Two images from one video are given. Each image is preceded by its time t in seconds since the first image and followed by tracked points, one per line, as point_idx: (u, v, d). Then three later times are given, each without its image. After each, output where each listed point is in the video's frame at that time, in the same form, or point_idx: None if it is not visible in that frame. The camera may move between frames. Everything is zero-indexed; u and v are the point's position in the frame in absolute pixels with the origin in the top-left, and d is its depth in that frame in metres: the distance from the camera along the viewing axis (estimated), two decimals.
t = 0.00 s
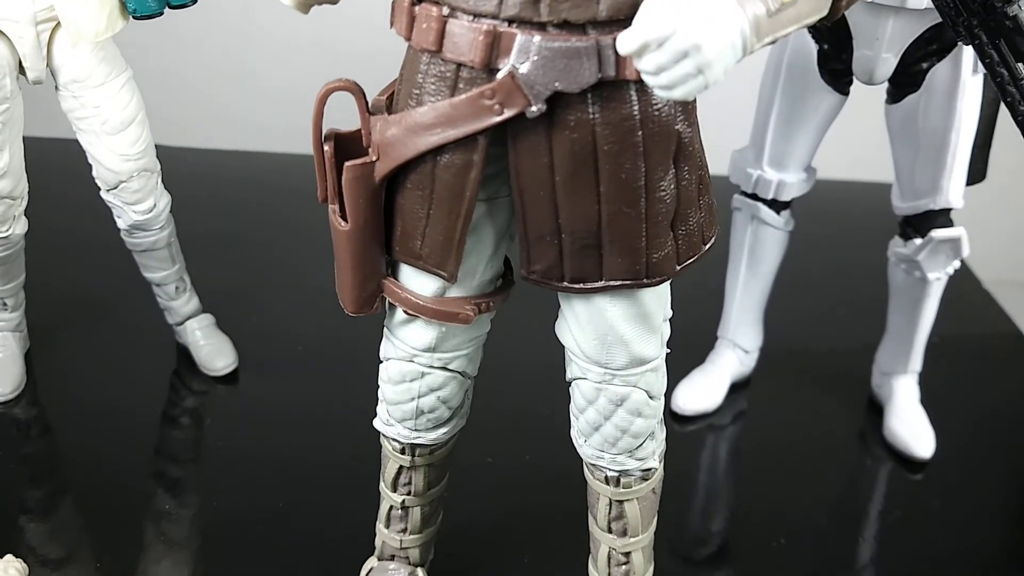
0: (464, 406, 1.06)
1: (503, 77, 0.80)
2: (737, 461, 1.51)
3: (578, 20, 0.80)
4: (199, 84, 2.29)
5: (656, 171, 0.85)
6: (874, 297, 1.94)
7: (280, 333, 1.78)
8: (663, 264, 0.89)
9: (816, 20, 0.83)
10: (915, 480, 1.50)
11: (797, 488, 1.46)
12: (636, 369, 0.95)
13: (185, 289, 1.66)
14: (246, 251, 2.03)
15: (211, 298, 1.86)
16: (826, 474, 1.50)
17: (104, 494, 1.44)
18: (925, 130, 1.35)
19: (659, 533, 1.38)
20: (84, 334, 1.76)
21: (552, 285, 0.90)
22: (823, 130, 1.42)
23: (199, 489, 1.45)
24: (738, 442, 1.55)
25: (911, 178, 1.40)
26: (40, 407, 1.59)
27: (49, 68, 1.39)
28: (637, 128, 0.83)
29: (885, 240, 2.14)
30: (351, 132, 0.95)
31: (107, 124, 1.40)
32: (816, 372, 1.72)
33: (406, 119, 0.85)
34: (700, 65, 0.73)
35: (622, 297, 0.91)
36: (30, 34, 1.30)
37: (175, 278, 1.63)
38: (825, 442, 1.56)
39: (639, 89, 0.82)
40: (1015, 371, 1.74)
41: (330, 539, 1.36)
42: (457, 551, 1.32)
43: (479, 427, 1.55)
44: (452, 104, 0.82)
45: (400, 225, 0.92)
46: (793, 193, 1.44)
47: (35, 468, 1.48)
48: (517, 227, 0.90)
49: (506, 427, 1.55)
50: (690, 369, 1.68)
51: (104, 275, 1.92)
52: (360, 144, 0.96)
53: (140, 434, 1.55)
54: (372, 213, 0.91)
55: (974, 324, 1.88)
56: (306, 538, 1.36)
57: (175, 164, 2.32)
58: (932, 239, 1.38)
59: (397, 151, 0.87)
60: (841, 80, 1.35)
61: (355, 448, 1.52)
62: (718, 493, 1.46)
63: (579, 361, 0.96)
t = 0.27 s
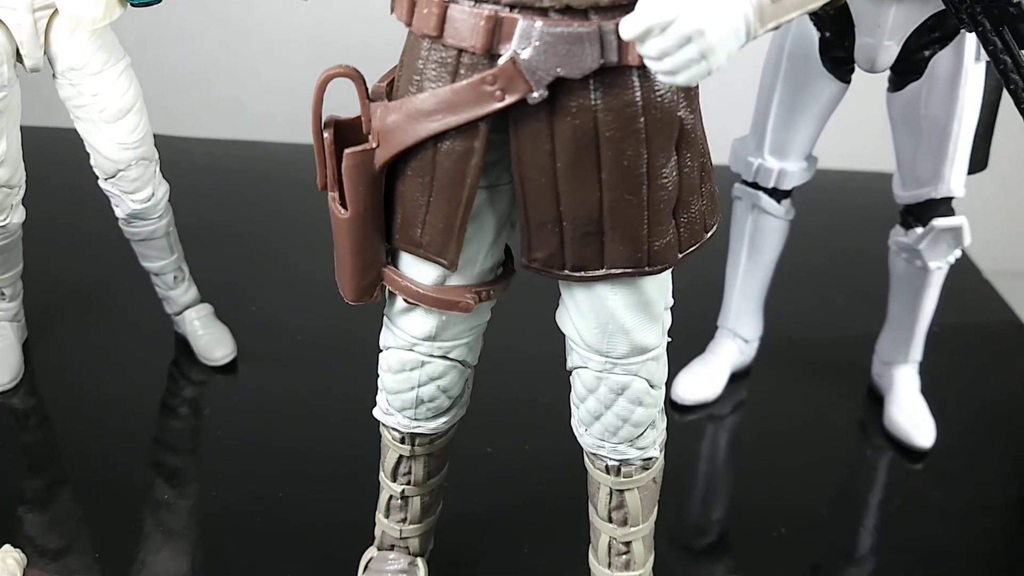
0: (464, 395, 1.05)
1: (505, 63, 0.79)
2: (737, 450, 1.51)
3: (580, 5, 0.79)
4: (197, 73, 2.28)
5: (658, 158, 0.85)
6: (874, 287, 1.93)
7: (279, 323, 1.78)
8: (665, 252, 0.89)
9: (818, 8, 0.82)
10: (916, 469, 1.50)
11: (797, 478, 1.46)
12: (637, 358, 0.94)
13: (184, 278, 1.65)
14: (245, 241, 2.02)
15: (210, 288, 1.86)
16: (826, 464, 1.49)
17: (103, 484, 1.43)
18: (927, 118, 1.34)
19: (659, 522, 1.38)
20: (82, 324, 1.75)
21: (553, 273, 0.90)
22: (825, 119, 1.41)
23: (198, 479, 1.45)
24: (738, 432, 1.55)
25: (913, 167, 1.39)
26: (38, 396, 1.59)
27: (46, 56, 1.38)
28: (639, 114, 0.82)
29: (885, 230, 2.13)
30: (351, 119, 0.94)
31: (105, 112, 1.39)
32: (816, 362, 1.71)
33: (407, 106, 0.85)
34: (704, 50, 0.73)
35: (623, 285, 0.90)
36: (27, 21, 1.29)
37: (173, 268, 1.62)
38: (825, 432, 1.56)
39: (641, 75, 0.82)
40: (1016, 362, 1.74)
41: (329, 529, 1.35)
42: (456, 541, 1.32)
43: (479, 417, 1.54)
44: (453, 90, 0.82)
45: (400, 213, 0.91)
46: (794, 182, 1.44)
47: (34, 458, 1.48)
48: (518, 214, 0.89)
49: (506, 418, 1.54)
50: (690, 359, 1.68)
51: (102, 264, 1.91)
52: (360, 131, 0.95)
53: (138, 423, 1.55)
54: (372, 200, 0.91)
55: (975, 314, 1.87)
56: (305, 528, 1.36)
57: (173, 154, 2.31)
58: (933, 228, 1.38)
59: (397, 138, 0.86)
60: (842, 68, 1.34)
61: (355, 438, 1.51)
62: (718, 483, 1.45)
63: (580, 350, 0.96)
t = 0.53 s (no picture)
0: (461, 383, 1.04)
1: (502, 44, 0.78)
2: (736, 439, 1.50)
3: None
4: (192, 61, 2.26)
5: (658, 141, 0.83)
6: (875, 276, 1.92)
7: (275, 311, 1.76)
8: (665, 237, 0.87)
9: None
10: (916, 458, 1.49)
11: (797, 466, 1.46)
12: (637, 345, 0.93)
13: (179, 266, 1.64)
14: (241, 229, 2.00)
15: (205, 277, 1.85)
16: (826, 452, 1.48)
17: (98, 473, 1.42)
18: (928, 103, 1.33)
19: (658, 511, 1.37)
20: (77, 312, 1.74)
21: (551, 259, 0.88)
22: (825, 105, 1.39)
23: (194, 468, 1.44)
24: (737, 421, 1.54)
25: (914, 153, 1.38)
26: (33, 385, 1.58)
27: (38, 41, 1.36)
28: (638, 97, 0.81)
29: (885, 218, 2.12)
30: (346, 103, 0.93)
31: (98, 98, 1.38)
32: (816, 351, 1.70)
33: (402, 89, 0.83)
34: (705, 31, 0.71)
35: (622, 271, 0.89)
36: (19, 5, 1.27)
37: (168, 256, 1.61)
38: (825, 420, 1.55)
39: (640, 57, 0.80)
40: (1016, 350, 1.73)
41: (326, 518, 1.34)
42: (454, 530, 1.31)
43: (476, 405, 1.53)
44: (449, 73, 0.80)
45: (396, 198, 0.90)
46: (793, 168, 1.43)
47: (29, 447, 1.47)
48: (515, 199, 0.88)
49: (504, 407, 1.53)
50: (689, 347, 1.67)
51: (97, 253, 1.90)
52: (355, 115, 0.93)
53: (134, 412, 1.53)
54: (367, 185, 0.89)
55: (975, 302, 1.86)
56: (302, 517, 1.35)
57: (169, 142, 2.30)
58: (934, 215, 1.37)
59: (393, 122, 0.84)
60: (842, 53, 1.31)
61: (352, 426, 1.50)
62: (717, 471, 1.45)
63: (579, 337, 0.94)
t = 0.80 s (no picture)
0: (457, 367, 1.02)
1: (498, 20, 0.76)
2: (735, 425, 1.49)
3: None
4: (185, 44, 2.22)
5: (658, 120, 0.81)
6: (875, 261, 1.91)
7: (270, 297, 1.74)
8: (664, 219, 0.85)
9: None
10: (917, 445, 1.47)
11: (796, 453, 1.44)
12: (635, 329, 0.91)
13: (172, 250, 1.62)
14: (235, 214, 1.98)
15: (199, 262, 1.82)
16: (826, 439, 1.47)
17: (90, 460, 1.41)
18: (931, 85, 1.31)
19: (657, 498, 1.36)
20: (69, 298, 1.72)
21: (548, 241, 0.87)
22: (827, 87, 1.37)
23: (187, 454, 1.42)
24: (736, 407, 1.53)
25: (917, 136, 1.36)
26: (24, 371, 1.56)
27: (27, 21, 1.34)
28: (638, 74, 0.79)
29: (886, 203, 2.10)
30: (338, 82, 0.90)
31: (89, 79, 1.35)
32: (816, 337, 1.69)
33: (396, 66, 0.81)
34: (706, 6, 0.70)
35: (620, 253, 0.87)
36: None
37: (160, 240, 1.59)
38: (825, 407, 1.53)
39: (640, 34, 0.78)
40: (1018, 336, 1.71)
41: (321, 505, 1.33)
42: (450, 518, 1.30)
43: (473, 392, 1.52)
44: (444, 50, 0.78)
45: (390, 178, 0.88)
46: (795, 151, 1.40)
47: (20, 434, 1.45)
48: (512, 180, 0.86)
49: (501, 393, 1.52)
50: (688, 333, 1.65)
51: (89, 238, 1.88)
52: (348, 94, 0.91)
53: (127, 399, 1.52)
54: (360, 165, 0.87)
55: (976, 288, 1.85)
56: (296, 505, 1.33)
57: (162, 127, 2.27)
58: (937, 199, 1.35)
59: (386, 100, 0.82)
60: (845, 34, 1.29)
61: (347, 413, 1.49)
62: (715, 458, 1.43)
63: (576, 321, 0.92)
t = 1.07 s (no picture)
0: (458, 352, 1.02)
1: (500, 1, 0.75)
2: (736, 411, 1.49)
3: None
4: (183, 29, 2.21)
5: (661, 101, 0.81)
6: (876, 247, 1.90)
7: (269, 282, 1.74)
8: (667, 202, 0.85)
9: None
10: (917, 430, 1.47)
11: (797, 438, 1.44)
12: (637, 314, 0.91)
13: (171, 236, 1.61)
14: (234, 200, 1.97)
15: (198, 247, 1.82)
16: (826, 425, 1.47)
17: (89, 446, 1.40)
18: (934, 69, 1.30)
19: (657, 484, 1.36)
20: (67, 284, 1.71)
21: (550, 225, 0.86)
22: (829, 72, 1.35)
23: (187, 439, 1.42)
24: (736, 392, 1.53)
25: (918, 120, 1.35)
26: (23, 357, 1.55)
27: (23, 5, 1.33)
28: (641, 56, 0.78)
29: (887, 189, 2.10)
30: (339, 64, 0.90)
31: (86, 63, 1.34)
32: (816, 323, 1.69)
33: (397, 47, 0.80)
34: None
35: (623, 237, 0.86)
36: None
37: (159, 226, 1.58)
38: (825, 392, 1.53)
39: (644, 14, 0.77)
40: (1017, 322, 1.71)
41: (322, 491, 1.33)
42: (451, 503, 1.30)
43: (473, 378, 1.51)
44: (446, 31, 0.78)
45: (391, 161, 0.87)
46: (797, 135, 1.40)
47: (19, 420, 1.45)
48: (514, 163, 0.85)
49: (503, 379, 1.51)
50: (688, 318, 1.65)
51: (87, 223, 1.87)
52: (349, 76, 0.91)
53: (126, 384, 1.51)
54: (361, 148, 0.87)
55: (976, 274, 1.85)
56: (297, 490, 1.33)
57: (160, 113, 2.26)
58: (939, 183, 1.34)
59: (387, 81, 0.82)
60: (846, 18, 1.27)
61: (347, 398, 1.48)
62: (716, 443, 1.43)
63: (578, 306, 0.92)
